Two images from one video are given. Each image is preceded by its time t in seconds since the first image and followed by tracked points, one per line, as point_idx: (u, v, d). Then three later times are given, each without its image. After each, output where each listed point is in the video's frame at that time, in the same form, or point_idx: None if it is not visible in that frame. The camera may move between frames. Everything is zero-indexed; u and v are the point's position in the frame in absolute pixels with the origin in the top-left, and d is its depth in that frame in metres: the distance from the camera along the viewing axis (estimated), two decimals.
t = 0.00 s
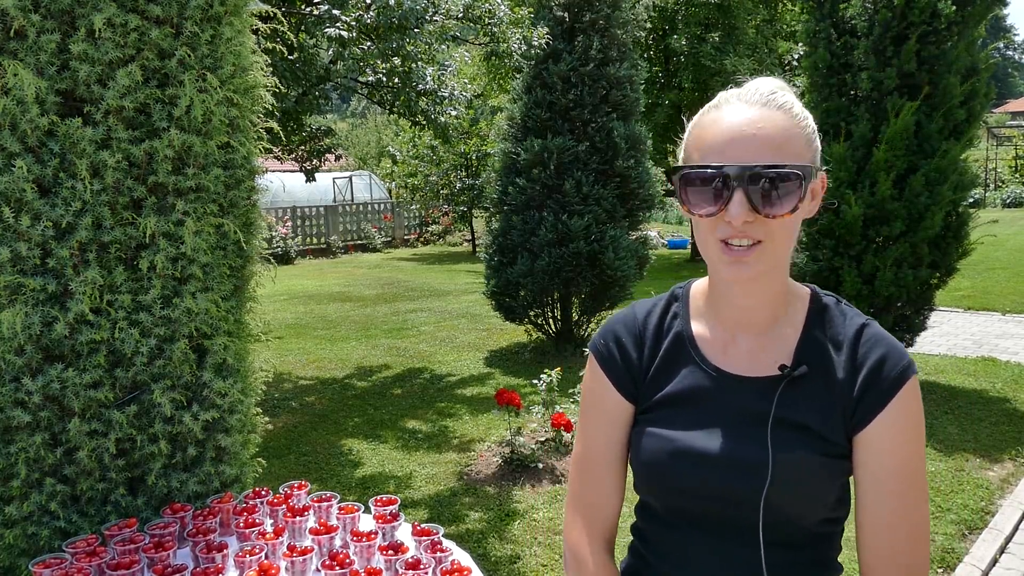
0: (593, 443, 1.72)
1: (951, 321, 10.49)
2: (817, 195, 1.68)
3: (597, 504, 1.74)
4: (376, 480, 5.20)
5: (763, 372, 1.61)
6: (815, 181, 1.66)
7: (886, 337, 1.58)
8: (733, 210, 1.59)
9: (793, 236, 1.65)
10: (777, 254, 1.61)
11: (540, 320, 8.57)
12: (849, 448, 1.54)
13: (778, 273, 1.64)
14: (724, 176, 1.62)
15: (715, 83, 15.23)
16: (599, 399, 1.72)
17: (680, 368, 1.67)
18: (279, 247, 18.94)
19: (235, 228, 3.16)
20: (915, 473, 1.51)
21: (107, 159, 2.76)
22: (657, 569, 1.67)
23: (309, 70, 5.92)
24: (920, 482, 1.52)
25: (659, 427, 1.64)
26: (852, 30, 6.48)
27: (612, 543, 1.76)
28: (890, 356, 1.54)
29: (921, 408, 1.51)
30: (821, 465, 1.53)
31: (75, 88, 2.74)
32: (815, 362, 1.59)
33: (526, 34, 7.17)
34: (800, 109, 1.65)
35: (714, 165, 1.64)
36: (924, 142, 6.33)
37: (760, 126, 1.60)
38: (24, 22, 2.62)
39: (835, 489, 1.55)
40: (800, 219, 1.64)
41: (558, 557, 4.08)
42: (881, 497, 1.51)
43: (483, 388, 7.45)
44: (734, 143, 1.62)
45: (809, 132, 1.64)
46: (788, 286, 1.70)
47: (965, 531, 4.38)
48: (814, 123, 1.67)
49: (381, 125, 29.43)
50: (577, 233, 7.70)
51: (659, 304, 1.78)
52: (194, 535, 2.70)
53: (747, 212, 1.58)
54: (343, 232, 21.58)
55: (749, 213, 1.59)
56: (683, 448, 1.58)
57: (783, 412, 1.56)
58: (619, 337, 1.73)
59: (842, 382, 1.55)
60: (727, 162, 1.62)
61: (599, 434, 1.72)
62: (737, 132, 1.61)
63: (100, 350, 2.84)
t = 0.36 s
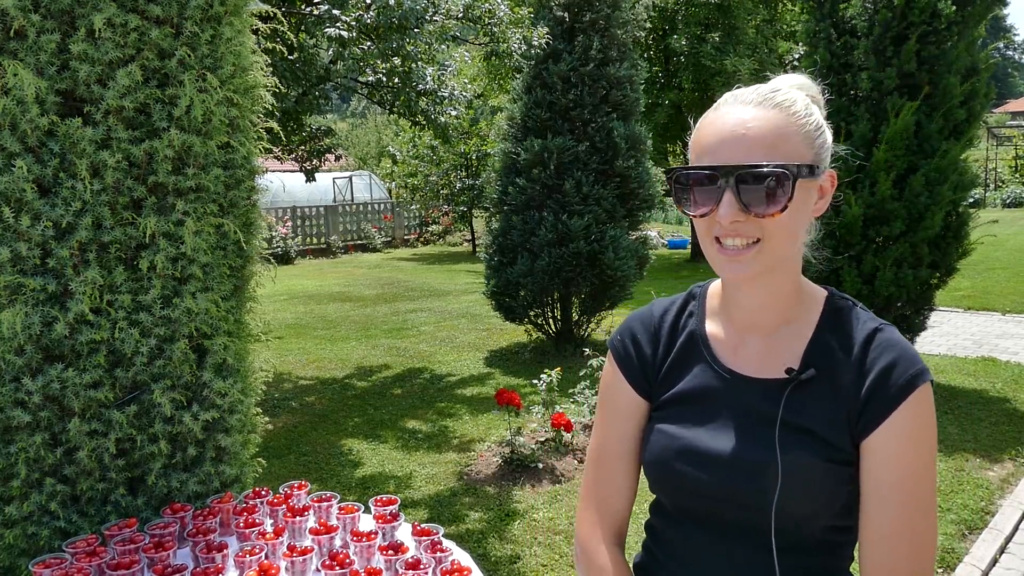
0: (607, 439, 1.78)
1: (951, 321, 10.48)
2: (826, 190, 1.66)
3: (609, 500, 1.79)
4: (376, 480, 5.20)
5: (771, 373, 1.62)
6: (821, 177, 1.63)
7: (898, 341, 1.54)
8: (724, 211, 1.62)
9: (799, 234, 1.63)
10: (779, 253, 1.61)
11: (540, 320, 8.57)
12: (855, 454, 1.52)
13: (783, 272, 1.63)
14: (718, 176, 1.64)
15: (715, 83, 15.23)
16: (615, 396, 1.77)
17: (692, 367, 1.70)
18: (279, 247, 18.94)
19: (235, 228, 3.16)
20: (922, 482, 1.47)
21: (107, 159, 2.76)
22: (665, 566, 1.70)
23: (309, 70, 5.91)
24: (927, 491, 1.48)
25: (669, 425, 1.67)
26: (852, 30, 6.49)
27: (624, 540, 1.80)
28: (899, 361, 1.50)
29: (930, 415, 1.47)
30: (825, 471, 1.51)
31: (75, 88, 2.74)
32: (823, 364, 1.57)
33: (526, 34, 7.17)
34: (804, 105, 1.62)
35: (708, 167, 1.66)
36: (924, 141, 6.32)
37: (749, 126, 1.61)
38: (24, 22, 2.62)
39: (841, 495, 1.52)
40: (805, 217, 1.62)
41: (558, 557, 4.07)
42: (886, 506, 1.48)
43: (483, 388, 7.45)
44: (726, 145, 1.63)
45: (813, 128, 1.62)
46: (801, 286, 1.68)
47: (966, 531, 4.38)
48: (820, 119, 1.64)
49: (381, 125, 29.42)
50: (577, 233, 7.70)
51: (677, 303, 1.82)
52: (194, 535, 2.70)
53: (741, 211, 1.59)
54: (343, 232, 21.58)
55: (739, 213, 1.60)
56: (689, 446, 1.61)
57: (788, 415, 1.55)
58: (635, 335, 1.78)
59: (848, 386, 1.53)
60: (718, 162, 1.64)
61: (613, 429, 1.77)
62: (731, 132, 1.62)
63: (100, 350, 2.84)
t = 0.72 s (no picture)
0: (602, 441, 1.77)
1: (951, 321, 10.48)
2: (827, 195, 1.68)
3: (603, 500, 1.79)
4: (376, 480, 5.20)
5: (766, 373, 1.62)
6: (826, 182, 1.65)
7: (893, 340, 1.54)
8: (739, 210, 1.59)
9: (802, 236, 1.64)
10: (784, 255, 1.61)
11: (540, 320, 8.57)
12: (851, 453, 1.52)
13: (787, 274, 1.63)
14: (733, 175, 1.62)
15: (715, 83, 15.23)
16: (608, 398, 1.76)
17: (686, 368, 1.69)
18: (279, 247, 18.94)
19: (235, 228, 3.16)
20: (920, 481, 1.48)
21: (108, 159, 2.76)
22: (663, 566, 1.70)
23: (309, 70, 5.91)
24: (925, 488, 1.48)
25: (664, 426, 1.67)
26: (852, 30, 6.49)
27: (618, 540, 1.81)
28: (894, 360, 1.50)
29: (925, 414, 1.48)
30: (822, 470, 1.51)
31: (75, 88, 2.74)
32: (818, 364, 1.58)
33: (526, 34, 7.17)
34: (814, 109, 1.63)
35: (722, 165, 1.65)
36: (924, 141, 6.33)
37: (766, 126, 1.59)
38: (24, 22, 2.62)
39: (838, 493, 1.53)
40: (810, 220, 1.62)
41: (558, 557, 4.07)
42: (883, 505, 1.48)
43: (483, 388, 7.45)
44: (741, 143, 1.62)
45: (823, 133, 1.63)
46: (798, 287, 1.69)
47: (965, 531, 4.38)
48: (827, 124, 1.65)
49: (381, 125, 29.40)
50: (577, 233, 7.70)
51: (669, 304, 1.81)
52: (194, 535, 2.70)
53: (753, 213, 1.58)
54: (343, 232, 21.58)
55: (754, 214, 1.59)
56: (685, 448, 1.61)
57: (783, 415, 1.56)
58: (629, 336, 1.77)
59: (843, 385, 1.53)
60: (733, 160, 1.63)
61: (608, 431, 1.76)
62: (745, 131, 1.61)
63: (100, 350, 2.84)
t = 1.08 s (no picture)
0: (589, 442, 1.75)
1: (951, 321, 10.49)
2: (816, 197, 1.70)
3: (591, 502, 1.78)
4: (376, 480, 5.20)
5: (754, 370, 1.62)
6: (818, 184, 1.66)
7: (876, 334, 1.57)
8: (738, 207, 1.59)
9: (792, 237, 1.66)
10: (776, 254, 1.62)
11: (540, 320, 8.57)
12: (839, 446, 1.54)
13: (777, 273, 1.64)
14: (732, 172, 1.62)
15: (715, 83, 15.23)
16: (595, 400, 1.74)
17: (673, 368, 1.68)
18: (279, 247, 18.94)
19: (235, 227, 3.16)
20: (905, 471, 1.50)
21: (108, 159, 2.76)
22: (653, 566, 1.69)
23: (309, 70, 5.91)
24: (909, 480, 1.51)
25: (652, 426, 1.65)
26: (852, 30, 6.49)
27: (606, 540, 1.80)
28: (880, 355, 1.53)
29: (910, 406, 1.51)
30: (812, 463, 1.53)
31: (75, 88, 2.74)
32: (805, 360, 1.59)
33: (526, 34, 7.17)
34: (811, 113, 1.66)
35: (720, 161, 1.64)
36: (924, 142, 6.32)
37: (769, 127, 1.60)
38: (24, 22, 2.62)
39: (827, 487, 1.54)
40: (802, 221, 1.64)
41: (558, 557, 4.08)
42: (872, 497, 1.50)
43: (483, 388, 7.45)
44: (743, 140, 1.62)
45: (818, 136, 1.65)
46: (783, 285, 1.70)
47: (966, 531, 4.38)
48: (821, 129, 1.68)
49: (381, 125, 29.39)
50: (577, 233, 7.70)
51: (653, 304, 1.79)
52: (194, 535, 2.70)
53: (751, 211, 1.58)
54: (343, 232, 21.59)
55: (753, 212, 1.59)
56: (675, 447, 1.60)
57: (772, 411, 1.56)
58: (614, 338, 1.75)
59: (831, 380, 1.55)
60: (733, 157, 1.62)
61: (595, 433, 1.74)
62: (748, 130, 1.61)
63: (100, 350, 2.84)
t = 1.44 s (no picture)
0: (579, 439, 1.77)
1: (951, 321, 10.49)
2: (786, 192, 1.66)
3: (580, 498, 1.79)
4: (376, 480, 5.20)
5: (739, 368, 1.62)
6: (779, 177, 1.62)
7: (862, 334, 1.57)
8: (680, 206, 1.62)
9: (761, 232, 1.64)
10: (739, 251, 1.60)
11: (540, 320, 8.58)
12: (822, 445, 1.54)
13: (743, 269, 1.63)
14: (678, 173, 1.64)
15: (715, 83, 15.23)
16: (585, 396, 1.76)
17: (661, 365, 1.69)
18: (279, 247, 18.93)
19: (235, 227, 3.16)
20: (886, 470, 1.50)
21: (108, 158, 2.76)
22: (638, 563, 1.69)
23: (309, 70, 5.91)
24: (891, 480, 1.51)
25: (639, 422, 1.67)
26: (852, 30, 6.49)
27: (597, 539, 1.81)
28: (864, 354, 1.53)
29: (892, 406, 1.50)
30: (795, 461, 1.53)
31: (75, 88, 2.74)
32: (790, 359, 1.59)
33: (526, 34, 7.17)
34: (766, 107, 1.64)
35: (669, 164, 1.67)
36: (924, 142, 6.33)
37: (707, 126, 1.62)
38: (24, 22, 2.62)
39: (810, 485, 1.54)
40: (762, 213, 1.62)
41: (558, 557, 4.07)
42: (854, 497, 1.49)
43: (483, 388, 7.45)
44: (685, 143, 1.65)
45: (772, 129, 1.63)
46: (767, 283, 1.70)
47: (965, 531, 4.38)
48: (781, 121, 1.66)
49: (381, 124, 29.38)
50: (577, 233, 7.70)
51: (643, 303, 1.81)
52: (194, 535, 2.70)
53: (691, 208, 1.60)
54: (343, 232, 21.58)
55: (694, 209, 1.60)
56: (660, 443, 1.61)
57: (756, 409, 1.56)
58: (603, 335, 1.77)
59: (815, 379, 1.55)
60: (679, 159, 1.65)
61: (585, 428, 1.76)
62: (689, 133, 1.64)
63: (100, 350, 2.84)
